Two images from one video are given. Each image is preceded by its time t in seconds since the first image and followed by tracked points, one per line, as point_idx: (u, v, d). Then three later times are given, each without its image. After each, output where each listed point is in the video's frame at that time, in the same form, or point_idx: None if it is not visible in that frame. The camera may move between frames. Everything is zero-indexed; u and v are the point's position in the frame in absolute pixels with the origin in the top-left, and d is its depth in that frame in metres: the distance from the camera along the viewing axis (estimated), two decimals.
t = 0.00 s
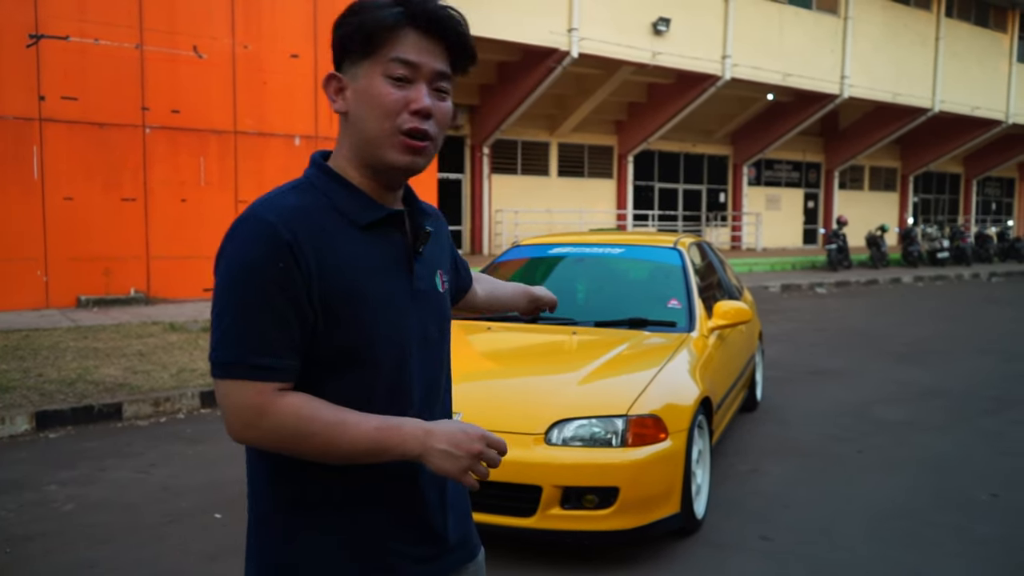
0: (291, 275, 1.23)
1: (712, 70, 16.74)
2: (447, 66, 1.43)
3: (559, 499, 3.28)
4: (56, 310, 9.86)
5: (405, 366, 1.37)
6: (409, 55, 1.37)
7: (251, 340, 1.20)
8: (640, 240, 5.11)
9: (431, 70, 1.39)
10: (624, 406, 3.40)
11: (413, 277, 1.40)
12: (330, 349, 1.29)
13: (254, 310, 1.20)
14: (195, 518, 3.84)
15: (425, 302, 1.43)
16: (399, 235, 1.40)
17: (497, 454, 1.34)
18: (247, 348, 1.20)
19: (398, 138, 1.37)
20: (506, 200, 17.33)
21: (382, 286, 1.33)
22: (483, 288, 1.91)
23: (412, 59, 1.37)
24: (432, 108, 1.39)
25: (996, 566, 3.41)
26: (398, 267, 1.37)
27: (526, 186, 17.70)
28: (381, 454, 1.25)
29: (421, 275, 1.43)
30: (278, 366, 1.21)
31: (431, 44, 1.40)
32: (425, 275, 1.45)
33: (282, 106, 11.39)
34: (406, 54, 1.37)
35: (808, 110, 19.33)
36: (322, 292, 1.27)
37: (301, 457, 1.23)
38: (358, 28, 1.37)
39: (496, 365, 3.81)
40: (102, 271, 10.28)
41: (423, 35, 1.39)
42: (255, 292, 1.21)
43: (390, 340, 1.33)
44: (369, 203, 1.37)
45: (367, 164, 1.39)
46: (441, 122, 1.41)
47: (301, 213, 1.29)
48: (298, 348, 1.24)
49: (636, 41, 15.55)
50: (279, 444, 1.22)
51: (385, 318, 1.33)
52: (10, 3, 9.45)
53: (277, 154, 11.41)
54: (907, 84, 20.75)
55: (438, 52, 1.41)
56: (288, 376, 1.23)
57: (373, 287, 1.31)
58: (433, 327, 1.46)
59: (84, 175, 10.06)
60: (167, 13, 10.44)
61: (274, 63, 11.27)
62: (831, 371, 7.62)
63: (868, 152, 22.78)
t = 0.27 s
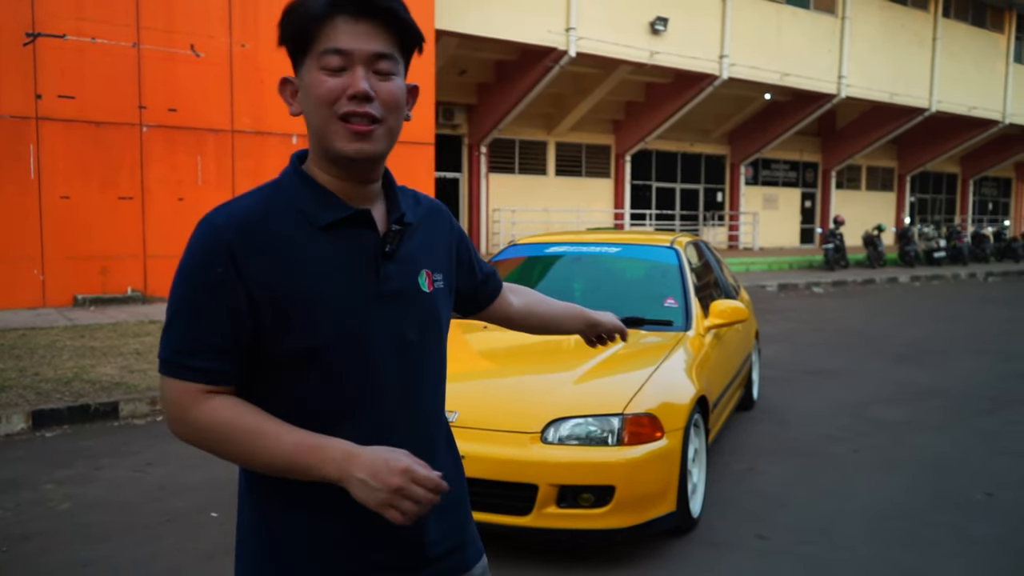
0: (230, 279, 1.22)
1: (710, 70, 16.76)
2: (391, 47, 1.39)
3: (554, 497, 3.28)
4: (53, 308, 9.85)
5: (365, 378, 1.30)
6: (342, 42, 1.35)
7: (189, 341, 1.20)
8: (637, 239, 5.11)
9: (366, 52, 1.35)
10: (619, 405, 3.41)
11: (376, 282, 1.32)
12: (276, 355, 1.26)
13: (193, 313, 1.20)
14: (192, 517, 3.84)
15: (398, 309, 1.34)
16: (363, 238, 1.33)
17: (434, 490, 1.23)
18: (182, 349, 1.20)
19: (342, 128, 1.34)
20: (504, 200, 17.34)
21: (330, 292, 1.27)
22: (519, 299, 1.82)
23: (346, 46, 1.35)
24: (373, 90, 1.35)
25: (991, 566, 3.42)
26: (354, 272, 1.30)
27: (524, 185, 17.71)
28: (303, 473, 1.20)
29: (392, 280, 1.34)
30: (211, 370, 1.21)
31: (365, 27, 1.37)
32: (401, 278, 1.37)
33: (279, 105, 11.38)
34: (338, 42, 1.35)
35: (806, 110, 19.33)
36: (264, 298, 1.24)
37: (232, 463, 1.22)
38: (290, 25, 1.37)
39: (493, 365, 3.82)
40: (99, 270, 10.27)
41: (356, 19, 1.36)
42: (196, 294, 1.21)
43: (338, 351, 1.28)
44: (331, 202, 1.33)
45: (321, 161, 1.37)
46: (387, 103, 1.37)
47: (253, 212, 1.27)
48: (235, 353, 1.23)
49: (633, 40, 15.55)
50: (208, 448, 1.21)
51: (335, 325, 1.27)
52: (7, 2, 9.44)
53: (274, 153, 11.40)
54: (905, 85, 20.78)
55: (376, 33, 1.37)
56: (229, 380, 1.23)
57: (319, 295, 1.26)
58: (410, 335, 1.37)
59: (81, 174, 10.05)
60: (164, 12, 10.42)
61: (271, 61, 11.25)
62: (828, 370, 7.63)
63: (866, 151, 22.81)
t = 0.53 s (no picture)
0: (203, 274, 1.28)
1: (707, 69, 16.77)
2: (367, 38, 1.40)
3: (551, 497, 3.29)
4: (50, 307, 9.85)
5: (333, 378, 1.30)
6: (317, 35, 1.37)
7: (167, 332, 1.26)
8: (635, 239, 5.11)
9: (341, 42, 1.37)
10: (616, 404, 3.42)
11: (345, 282, 1.31)
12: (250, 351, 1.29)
13: (172, 305, 1.27)
14: (188, 516, 3.85)
15: (372, 309, 1.32)
16: (334, 238, 1.33)
17: (384, 492, 1.21)
18: (160, 340, 1.27)
19: (322, 122, 1.36)
20: (501, 199, 17.34)
21: (296, 289, 1.29)
22: (521, 364, 1.56)
23: (321, 39, 1.37)
24: (350, 81, 1.37)
25: (988, 566, 3.42)
26: (322, 271, 1.30)
27: (522, 185, 17.71)
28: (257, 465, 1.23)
29: (365, 281, 1.32)
30: (187, 360, 1.26)
31: (338, 17, 1.38)
32: (376, 281, 1.33)
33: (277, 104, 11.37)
34: (314, 33, 1.37)
35: (801, 110, 19.40)
36: (234, 294, 1.29)
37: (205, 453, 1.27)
38: (265, 22, 1.40)
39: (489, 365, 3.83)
40: (97, 269, 10.26)
41: (328, 11, 1.38)
42: (175, 288, 1.27)
43: (307, 349, 1.29)
44: (306, 201, 1.35)
45: (305, 159, 1.39)
46: (366, 92, 1.38)
47: (230, 211, 1.32)
48: (207, 346, 1.27)
49: (631, 40, 15.56)
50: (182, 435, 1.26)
51: (301, 324, 1.29)
52: None
53: (272, 152, 11.41)
54: (902, 85, 20.81)
55: (351, 24, 1.39)
56: (208, 371, 1.29)
57: (289, 291, 1.29)
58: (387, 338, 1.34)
59: (78, 172, 10.04)
60: (161, 11, 10.41)
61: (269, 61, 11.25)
62: (825, 370, 7.64)
63: (863, 151, 22.82)
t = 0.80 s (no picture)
0: (231, 267, 1.38)
1: (708, 70, 16.78)
2: (403, 47, 1.40)
3: (552, 498, 3.29)
4: (52, 309, 9.86)
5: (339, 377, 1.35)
6: (352, 41, 1.39)
7: (200, 318, 1.40)
8: (635, 240, 5.11)
9: (375, 50, 1.38)
10: (617, 406, 3.42)
11: (346, 286, 1.34)
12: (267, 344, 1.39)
13: (204, 296, 1.40)
14: (189, 517, 3.85)
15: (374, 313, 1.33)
16: (342, 238, 1.36)
17: (349, 495, 1.27)
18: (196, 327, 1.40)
19: (349, 128, 1.38)
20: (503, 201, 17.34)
21: (301, 290, 1.35)
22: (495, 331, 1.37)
23: (358, 45, 1.38)
24: (381, 90, 1.37)
25: (989, 567, 3.42)
26: (326, 272, 1.34)
27: (523, 186, 17.72)
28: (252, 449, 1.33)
29: (368, 285, 1.34)
30: (213, 348, 1.40)
31: (375, 25, 1.39)
32: (378, 283, 1.34)
33: (278, 105, 11.38)
34: (349, 39, 1.39)
35: (803, 111, 19.42)
36: (255, 288, 1.38)
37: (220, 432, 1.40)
38: (305, 21, 1.43)
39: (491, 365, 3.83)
40: (99, 270, 10.28)
41: (367, 18, 1.39)
42: (207, 280, 1.40)
43: (311, 347, 1.35)
44: (324, 200, 1.39)
45: (334, 162, 1.43)
46: (397, 103, 1.38)
47: (259, 205, 1.41)
48: (236, 335, 1.41)
49: (632, 40, 15.57)
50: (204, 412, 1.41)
51: (306, 324, 1.35)
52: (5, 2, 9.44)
53: (274, 153, 11.40)
54: (904, 85, 20.82)
55: (386, 31, 1.40)
56: (235, 359, 1.43)
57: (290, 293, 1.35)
58: (390, 344, 1.34)
59: (80, 174, 10.06)
60: (163, 12, 10.43)
61: (270, 62, 11.25)
62: (826, 371, 7.64)
63: (864, 152, 22.81)
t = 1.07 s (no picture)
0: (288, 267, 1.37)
1: (710, 75, 16.80)
2: (463, 63, 1.26)
3: (553, 504, 3.29)
4: (55, 313, 9.88)
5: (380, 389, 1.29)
6: (408, 57, 1.25)
7: (256, 318, 1.41)
8: (637, 245, 5.11)
9: (432, 69, 1.24)
10: (619, 412, 3.41)
11: (386, 298, 1.27)
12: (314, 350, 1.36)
13: (261, 297, 1.40)
14: (190, 523, 3.84)
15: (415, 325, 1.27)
16: (388, 247, 1.30)
17: (369, 513, 1.26)
18: (255, 327, 1.41)
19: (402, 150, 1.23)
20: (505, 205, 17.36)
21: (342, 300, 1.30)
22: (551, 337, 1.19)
23: (415, 62, 1.24)
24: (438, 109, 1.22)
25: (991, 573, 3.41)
26: (369, 281, 1.29)
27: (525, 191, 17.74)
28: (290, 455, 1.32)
29: (408, 297, 1.26)
30: (268, 351, 1.40)
31: (433, 41, 1.26)
32: (421, 296, 1.26)
33: (281, 111, 11.40)
34: (405, 55, 1.25)
35: (805, 116, 19.44)
36: (306, 293, 1.35)
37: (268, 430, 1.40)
38: (360, 34, 1.31)
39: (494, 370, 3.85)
40: (101, 275, 10.29)
41: (425, 35, 1.26)
42: (263, 281, 1.39)
43: (353, 358, 1.30)
44: (374, 207, 1.34)
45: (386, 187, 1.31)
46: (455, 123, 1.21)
47: (315, 205, 1.38)
48: (292, 337, 1.40)
49: (634, 46, 15.60)
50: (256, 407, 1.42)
51: (345, 332, 1.30)
52: (9, 8, 9.49)
53: (277, 158, 11.42)
54: (906, 90, 20.84)
55: (445, 47, 1.25)
56: (288, 361, 1.42)
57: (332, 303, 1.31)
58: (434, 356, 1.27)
59: (83, 179, 10.08)
60: (166, 18, 10.46)
61: (273, 68, 11.28)
62: (829, 376, 7.63)
63: (867, 157, 22.82)
